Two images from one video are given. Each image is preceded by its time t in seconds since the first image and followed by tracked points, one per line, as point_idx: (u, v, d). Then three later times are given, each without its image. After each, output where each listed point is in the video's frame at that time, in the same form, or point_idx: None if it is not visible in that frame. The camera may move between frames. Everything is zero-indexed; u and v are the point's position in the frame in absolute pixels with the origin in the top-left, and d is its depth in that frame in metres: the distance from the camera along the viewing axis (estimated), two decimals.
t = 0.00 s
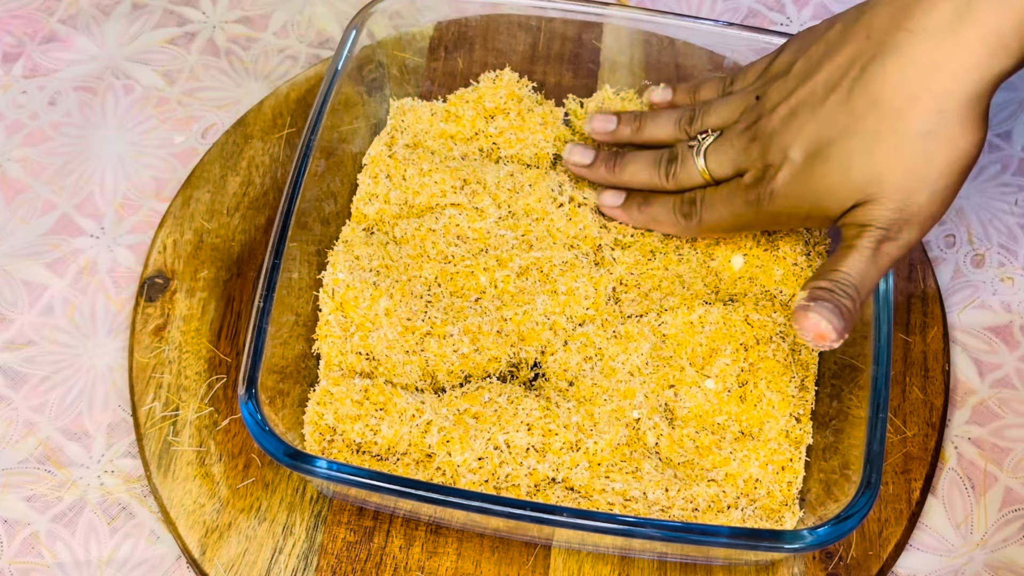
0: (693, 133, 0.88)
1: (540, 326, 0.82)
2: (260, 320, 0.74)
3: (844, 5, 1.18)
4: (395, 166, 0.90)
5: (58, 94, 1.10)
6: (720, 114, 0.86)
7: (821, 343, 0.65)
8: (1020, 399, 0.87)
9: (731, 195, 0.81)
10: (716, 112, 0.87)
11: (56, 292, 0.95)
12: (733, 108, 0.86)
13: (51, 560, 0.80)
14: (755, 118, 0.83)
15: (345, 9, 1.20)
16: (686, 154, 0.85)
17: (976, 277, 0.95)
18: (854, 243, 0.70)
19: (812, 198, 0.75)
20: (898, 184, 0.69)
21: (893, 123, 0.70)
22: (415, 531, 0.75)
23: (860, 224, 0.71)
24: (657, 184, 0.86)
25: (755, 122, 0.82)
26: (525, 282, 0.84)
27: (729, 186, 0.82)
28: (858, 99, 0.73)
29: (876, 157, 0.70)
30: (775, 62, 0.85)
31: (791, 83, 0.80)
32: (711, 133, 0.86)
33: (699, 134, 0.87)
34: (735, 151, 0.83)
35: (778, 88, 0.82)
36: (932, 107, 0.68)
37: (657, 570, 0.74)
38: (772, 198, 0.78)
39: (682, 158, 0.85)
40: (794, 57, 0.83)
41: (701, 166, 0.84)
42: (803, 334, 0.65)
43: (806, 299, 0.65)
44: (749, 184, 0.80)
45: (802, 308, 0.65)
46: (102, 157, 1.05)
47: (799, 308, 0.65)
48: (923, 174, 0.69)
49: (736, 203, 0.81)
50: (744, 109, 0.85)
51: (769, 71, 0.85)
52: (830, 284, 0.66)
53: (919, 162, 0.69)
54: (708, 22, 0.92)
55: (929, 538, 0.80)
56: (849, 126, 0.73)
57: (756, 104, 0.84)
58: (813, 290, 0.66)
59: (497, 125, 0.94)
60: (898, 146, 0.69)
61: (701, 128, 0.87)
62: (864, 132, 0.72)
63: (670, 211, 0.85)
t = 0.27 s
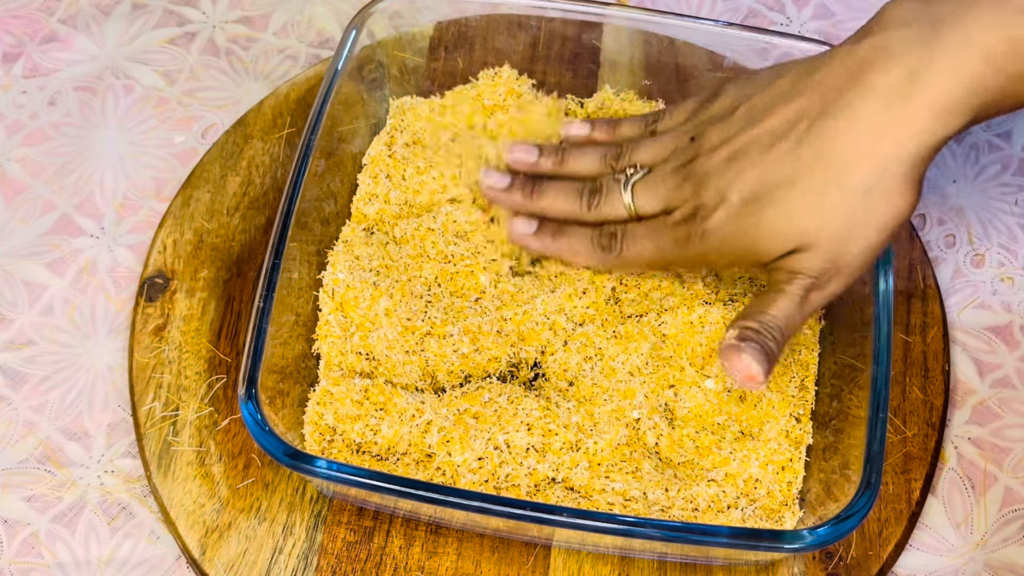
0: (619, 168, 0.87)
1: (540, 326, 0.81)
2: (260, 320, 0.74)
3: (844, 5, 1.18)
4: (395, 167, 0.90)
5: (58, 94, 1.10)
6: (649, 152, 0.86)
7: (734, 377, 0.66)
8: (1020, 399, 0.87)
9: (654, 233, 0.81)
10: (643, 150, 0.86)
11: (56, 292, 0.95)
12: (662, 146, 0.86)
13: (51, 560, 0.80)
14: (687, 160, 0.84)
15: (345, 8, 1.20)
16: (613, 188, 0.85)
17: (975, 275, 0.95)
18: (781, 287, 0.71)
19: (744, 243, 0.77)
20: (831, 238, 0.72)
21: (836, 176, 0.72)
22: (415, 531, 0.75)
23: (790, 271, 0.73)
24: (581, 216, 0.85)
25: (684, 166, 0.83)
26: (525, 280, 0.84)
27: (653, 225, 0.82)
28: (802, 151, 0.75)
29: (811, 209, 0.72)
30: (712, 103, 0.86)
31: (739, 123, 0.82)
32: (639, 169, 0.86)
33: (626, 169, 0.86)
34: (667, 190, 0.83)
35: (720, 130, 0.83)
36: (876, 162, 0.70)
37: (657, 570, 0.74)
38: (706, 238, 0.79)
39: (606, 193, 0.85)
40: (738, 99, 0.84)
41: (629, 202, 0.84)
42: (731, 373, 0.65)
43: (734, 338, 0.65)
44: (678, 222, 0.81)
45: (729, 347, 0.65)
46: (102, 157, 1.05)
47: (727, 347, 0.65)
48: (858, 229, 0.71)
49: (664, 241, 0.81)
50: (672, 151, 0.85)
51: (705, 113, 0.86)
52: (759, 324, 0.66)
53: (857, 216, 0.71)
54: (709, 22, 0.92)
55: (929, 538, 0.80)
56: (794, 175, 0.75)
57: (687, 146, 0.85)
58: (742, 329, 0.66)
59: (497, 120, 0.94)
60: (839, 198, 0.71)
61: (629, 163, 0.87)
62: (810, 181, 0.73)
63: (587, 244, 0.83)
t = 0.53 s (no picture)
0: (584, 114, 0.91)
1: (540, 326, 0.81)
2: (260, 320, 0.74)
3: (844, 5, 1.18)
4: (396, 167, 0.90)
5: (58, 94, 1.10)
6: (618, 102, 0.91)
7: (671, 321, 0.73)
8: (1021, 399, 0.87)
9: (607, 176, 0.87)
10: (613, 100, 0.91)
11: (56, 292, 0.95)
12: (629, 101, 0.91)
13: (51, 560, 0.80)
14: (656, 112, 0.88)
15: (345, 8, 1.20)
16: (577, 134, 0.90)
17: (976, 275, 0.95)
18: (721, 238, 0.78)
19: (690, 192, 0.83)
20: (775, 195, 0.79)
21: (789, 140, 0.79)
22: (415, 531, 0.75)
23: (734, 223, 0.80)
24: (540, 151, 0.89)
25: (654, 116, 0.88)
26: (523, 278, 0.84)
27: (606, 170, 0.87)
28: (769, 106, 0.81)
29: (764, 169, 0.80)
30: (688, 66, 0.90)
31: (710, 84, 0.86)
32: (602, 117, 0.90)
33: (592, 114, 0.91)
34: (626, 139, 0.88)
35: (691, 88, 0.88)
36: (823, 135, 0.78)
37: (656, 570, 0.74)
38: (656, 187, 0.85)
39: (569, 135, 0.90)
40: (712, 63, 0.88)
41: (590, 147, 0.89)
42: (650, 308, 0.71)
43: (660, 273, 0.71)
44: (631, 169, 0.87)
45: (653, 279, 0.70)
46: (102, 157, 1.05)
47: (650, 281, 0.70)
48: (800, 193, 0.79)
49: (614, 185, 0.86)
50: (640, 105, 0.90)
51: (680, 74, 0.90)
52: (685, 268, 0.72)
53: (801, 178, 0.79)
54: (709, 23, 0.92)
55: (929, 538, 0.80)
56: (752, 132, 0.82)
57: (656, 101, 0.89)
58: (669, 267, 0.72)
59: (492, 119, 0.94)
60: (790, 158, 0.79)
61: (595, 110, 0.91)
62: (764, 142, 0.81)
63: (541, 180, 0.87)
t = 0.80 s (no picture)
0: (558, 150, 0.90)
1: (540, 326, 0.81)
2: (260, 320, 0.74)
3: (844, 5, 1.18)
4: (393, 170, 0.90)
5: (58, 94, 1.10)
6: (592, 136, 0.91)
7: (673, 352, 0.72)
8: (1021, 399, 0.87)
9: (591, 214, 0.85)
10: (585, 134, 0.91)
11: (56, 292, 0.95)
12: (606, 134, 0.90)
13: (51, 560, 0.80)
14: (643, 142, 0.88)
15: (345, 8, 1.20)
16: (554, 171, 0.88)
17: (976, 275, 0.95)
18: (728, 268, 0.77)
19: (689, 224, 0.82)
20: (777, 224, 0.78)
21: (787, 164, 0.79)
22: (415, 531, 0.75)
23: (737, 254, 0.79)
24: (516, 194, 0.88)
25: (638, 149, 0.87)
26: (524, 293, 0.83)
27: (588, 209, 0.85)
28: (760, 135, 0.81)
29: (765, 200, 0.79)
30: (662, 98, 0.91)
31: (695, 114, 0.87)
32: (581, 154, 0.90)
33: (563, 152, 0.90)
34: (612, 174, 0.87)
35: (673, 120, 0.88)
36: (821, 158, 0.78)
37: (656, 570, 0.74)
38: (656, 219, 0.83)
39: (547, 173, 0.88)
40: (690, 94, 0.90)
41: (570, 184, 0.88)
42: (672, 347, 0.70)
43: (679, 310, 0.70)
44: (623, 203, 0.85)
45: (674, 318, 0.69)
46: (102, 157, 1.05)
47: (671, 318, 0.69)
48: (797, 222, 0.78)
49: (607, 220, 0.84)
50: (618, 138, 0.90)
51: (655, 107, 0.91)
52: (700, 302, 0.71)
53: (800, 206, 0.78)
54: (709, 23, 0.92)
55: (929, 538, 0.80)
56: (749, 160, 0.81)
57: (636, 133, 0.89)
58: (687, 303, 0.71)
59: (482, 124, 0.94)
60: (789, 185, 0.78)
61: (568, 146, 0.90)
62: (758, 170, 0.80)
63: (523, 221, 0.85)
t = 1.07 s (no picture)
0: (558, 199, 0.87)
1: (540, 330, 0.81)
2: (260, 320, 0.74)
3: (844, 5, 1.18)
4: (393, 170, 0.90)
5: (58, 94, 1.10)
6: (589, 183, 0.87)
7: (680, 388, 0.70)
8: (1020, 399, 0.87)
9: (592, 261, 0.82)
10: (583, 181, 0.87)
11: (56, 292, 0.95)
12: (603, 178, 0.86)
13: (51, 560, 0.80)
14: (637, 190, 0.84)
15: (345, 8, 1.20)
16: (554, 220, 0.85)
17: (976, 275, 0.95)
18: (733, 307, 0.75)
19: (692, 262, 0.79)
20: (778, 263, 0.76)
21: (780, 206, 0.76)
22: (415, 531, 0.75)
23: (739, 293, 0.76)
24: (517, 246, 0.85)
25: (636, 194, 0.84)
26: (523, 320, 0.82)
27: (592, 255, 0.82)
28: (754, 169, 0.78)
29: (766, 232, 0.76)
30: (659, 138, 0.86)
31: (688, 156, 0.83)
32: (581, 201, 0.86)
33: (563, 199, 0.86)
34: (611, 220, 0.84)
35: (668, 161, 0.84)
36: (816, 195, 0.75)
37: (657, 570, 0.74)
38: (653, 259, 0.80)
39: (547, 224, 0.85)
40: (684, 133, 0.85)
41: (572, 232, 0.84)
42: (682, 388, 0.67)
43: (686, 353, 0.67)
44: (624, 247, 0.82)
45: (682, 360, 0.67)
46: (102, 157, 1.05)
47: (678, 361, 0.67)
48: (801, 251, 0.76)
49: (608, 264, 0.81)
50: (615, 184, 0.86)
51: (652, 147, 0.86)
52: (708, 342, 0.69)
53: (805, 236, 0.76)
54: (709, 22, 0.92)
55: (929, 538, 0.80)
56: (740, 201, 0.78)
57: (634, 177, 0.85)
58: (693, 345, 0.68)
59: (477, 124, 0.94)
60: (783, 223, 0.76)
61: (568, 194, 0.87)
62: (758, 205, 0.77)
63: (526, 272, 0.82)
